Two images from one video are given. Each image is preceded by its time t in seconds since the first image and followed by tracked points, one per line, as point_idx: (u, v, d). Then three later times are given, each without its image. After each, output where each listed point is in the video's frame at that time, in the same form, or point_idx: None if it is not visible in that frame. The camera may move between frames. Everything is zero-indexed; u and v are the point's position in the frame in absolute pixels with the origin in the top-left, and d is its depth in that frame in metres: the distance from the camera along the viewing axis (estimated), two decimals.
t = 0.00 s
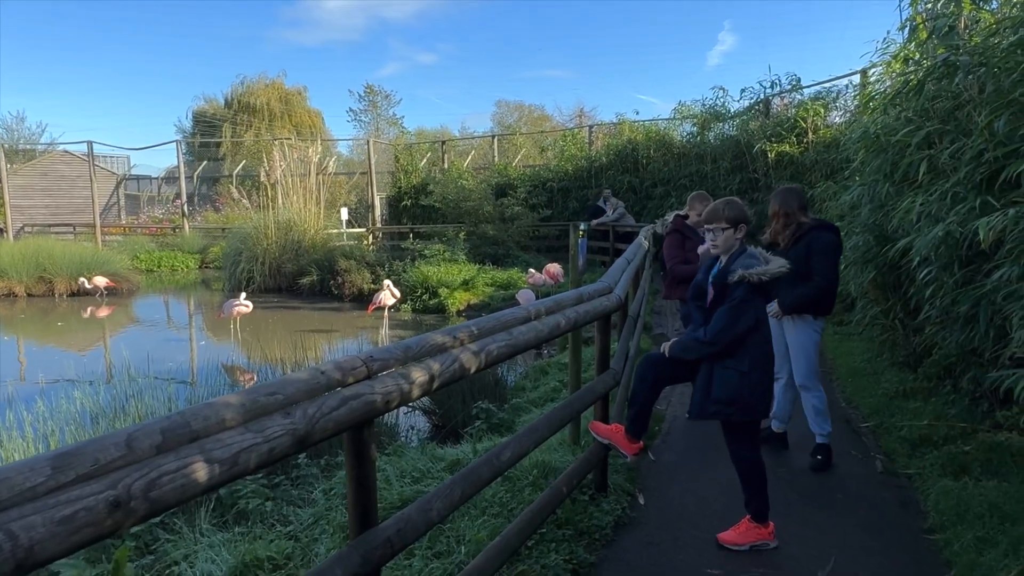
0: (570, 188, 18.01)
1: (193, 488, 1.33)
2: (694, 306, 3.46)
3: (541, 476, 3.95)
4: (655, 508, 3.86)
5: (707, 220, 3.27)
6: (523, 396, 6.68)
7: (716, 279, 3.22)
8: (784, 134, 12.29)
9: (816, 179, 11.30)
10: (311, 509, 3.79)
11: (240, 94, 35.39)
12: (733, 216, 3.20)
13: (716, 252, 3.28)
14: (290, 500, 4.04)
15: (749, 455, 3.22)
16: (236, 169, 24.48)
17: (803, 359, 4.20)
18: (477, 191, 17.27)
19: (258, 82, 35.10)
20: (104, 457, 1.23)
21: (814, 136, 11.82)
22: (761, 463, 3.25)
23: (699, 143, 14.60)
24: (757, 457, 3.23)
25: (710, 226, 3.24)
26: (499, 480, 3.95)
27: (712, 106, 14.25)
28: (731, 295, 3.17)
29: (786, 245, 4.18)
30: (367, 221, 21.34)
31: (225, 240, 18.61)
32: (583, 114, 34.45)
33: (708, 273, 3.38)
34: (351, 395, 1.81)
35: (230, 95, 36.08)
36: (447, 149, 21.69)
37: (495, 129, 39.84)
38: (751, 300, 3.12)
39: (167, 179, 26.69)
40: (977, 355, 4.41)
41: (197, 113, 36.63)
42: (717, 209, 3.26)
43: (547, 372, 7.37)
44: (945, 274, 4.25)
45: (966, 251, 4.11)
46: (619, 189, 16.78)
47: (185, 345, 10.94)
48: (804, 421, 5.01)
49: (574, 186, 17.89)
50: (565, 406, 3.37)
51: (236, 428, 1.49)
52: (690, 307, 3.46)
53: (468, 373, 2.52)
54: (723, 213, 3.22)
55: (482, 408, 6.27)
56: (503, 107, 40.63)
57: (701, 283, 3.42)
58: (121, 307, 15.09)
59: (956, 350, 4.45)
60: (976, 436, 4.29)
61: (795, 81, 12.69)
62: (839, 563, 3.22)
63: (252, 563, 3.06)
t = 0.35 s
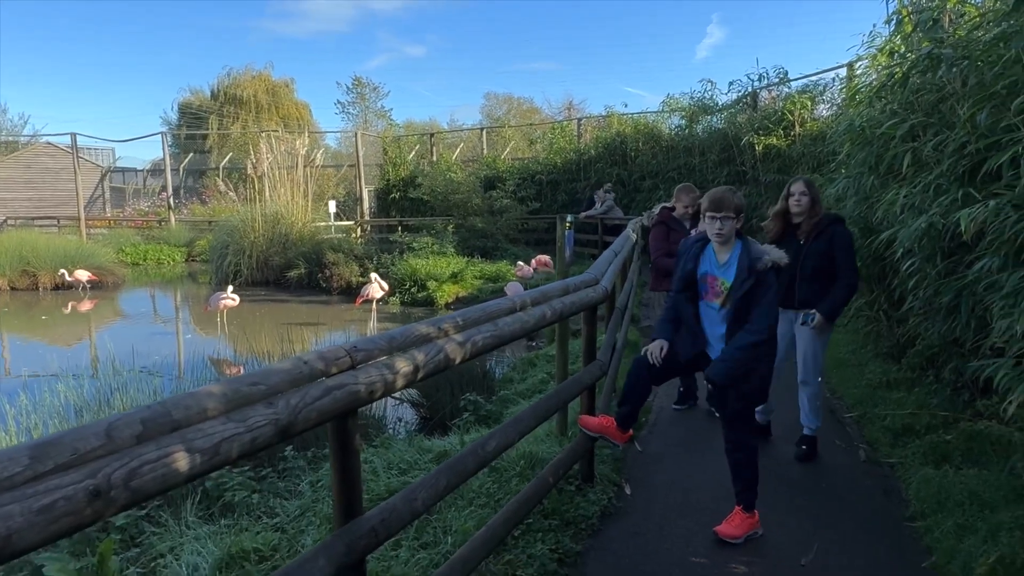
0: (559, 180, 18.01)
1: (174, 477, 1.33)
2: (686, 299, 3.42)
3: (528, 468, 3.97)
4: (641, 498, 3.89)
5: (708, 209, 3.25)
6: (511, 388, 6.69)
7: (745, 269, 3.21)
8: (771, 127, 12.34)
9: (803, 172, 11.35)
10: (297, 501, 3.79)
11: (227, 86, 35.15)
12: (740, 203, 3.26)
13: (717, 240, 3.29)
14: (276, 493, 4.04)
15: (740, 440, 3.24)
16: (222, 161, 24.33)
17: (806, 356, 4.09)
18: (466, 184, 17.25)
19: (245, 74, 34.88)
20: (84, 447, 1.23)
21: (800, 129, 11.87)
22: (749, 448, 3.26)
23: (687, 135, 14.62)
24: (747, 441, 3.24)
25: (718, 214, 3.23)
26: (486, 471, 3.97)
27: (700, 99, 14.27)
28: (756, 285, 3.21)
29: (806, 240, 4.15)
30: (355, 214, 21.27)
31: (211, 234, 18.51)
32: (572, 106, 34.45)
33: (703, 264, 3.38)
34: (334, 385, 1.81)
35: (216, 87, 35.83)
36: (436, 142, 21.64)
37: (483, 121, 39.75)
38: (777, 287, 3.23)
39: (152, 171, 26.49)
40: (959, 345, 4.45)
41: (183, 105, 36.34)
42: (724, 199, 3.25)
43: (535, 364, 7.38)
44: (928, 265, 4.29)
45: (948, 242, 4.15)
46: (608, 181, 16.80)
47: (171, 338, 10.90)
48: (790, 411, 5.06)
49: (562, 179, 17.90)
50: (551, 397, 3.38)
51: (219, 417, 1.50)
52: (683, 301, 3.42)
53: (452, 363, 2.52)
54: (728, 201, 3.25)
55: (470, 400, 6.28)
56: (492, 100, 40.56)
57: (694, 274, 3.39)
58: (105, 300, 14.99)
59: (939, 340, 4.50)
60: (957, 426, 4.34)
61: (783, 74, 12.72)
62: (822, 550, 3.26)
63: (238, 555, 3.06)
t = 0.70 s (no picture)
0: (543, 175, 18.02)
1: (146, 471, 1.32)
2: (676, 295, 3.33)
3: (510, 461, 3.99)
4: (623, 490, 3.91)
5: (695, 201, 3.21)
6: (494, 382, 6.70)
7: (750, 257, 3.18)
8: (752, 123, 12.40)
9: (784, 166, 11.42)
10: (278, 496, 3.78)
11: (207, 80, 34.86)
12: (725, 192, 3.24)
13: (703, 232, 3.26)
14: (258, 488, 4.04)
15: (729, 434, 3.27)
16: (203, 156, 24.15)
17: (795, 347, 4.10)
18: (449, 179, 17.23)
19: (225, 68, 34.59)
20: (53, 441, 1.22)
21: (782, 124, 11.94)
22: (734, 441, 3.29)
23: (670, 131, 14.66)
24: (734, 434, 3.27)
25: (705, 205, 3.19)
26: (468, 464, 3.97)
27: (683, 94, 14.32)
28: (758, 272, 3.20)
29: (793, 236, 4.11)
30: (338, 209, 21.19)
31: (192, 229, 18.37)
32: (556, 101, 34.46)
33: (692, 258, 3.32)
34: (311, 378, 1.82)
35: (196, 81, 35.52)
36: (419, 137, 21.59)
37: (467, 116, 39.66)
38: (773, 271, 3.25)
39: (132, 167, 26.24)
40: (935, 337, 4.50)
41: (162, 98, 35.99)
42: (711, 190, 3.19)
43: (518, 358, 7.40)
44: (905, 258, 4.34)
45: (924, 235, 4.21)
46: (592, 176, 16.84)
47: (150, 335, 10.82)
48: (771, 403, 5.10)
49: (546, 173, 17.92)
50: (533, 389, 3.40)
51: (192, 411, 1.49)
52: (676, 298, 3.32)
53: (432, 356, 2.53)
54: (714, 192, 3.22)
55: (453, 394, 6.28)
56: (476, 95, 40.50)
57: (684, 269, 3.32)
58: (84, 297, 14.85)
59: (916, 333, 4.56)
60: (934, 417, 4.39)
61: (764, 69, 12.79)
62: (799, 540, 3.29)
63: (217, 551, 3.06)
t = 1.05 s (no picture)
0: (524, 174, 18.03)
1: (118, 472, 1.31)
2: (641, 294, 3.35)
3: (491, 459, 3.99)
4: (603, 487, 3.93)
5: (645, 203, 3.23)
6: (475, 380, 6.69)
7: (709, 256, 3.22)
8: (731, 122, 12.47)
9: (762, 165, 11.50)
10: (256, 497, 3.75)
11: (184, 78, 34.52)
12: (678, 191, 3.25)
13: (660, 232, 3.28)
14: (236, 489, 4.00)
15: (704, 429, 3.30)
16: (180, 154, 23.91)
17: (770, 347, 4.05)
18: (430, 178, 17.20)
19: (203, 65, 34.28)
20: (21, 443, 1.21)
21: (760, 123, 12.02)
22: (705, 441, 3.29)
23: (650, 130, 14.72)
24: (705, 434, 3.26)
25: (653, 208, 3.21)
26: (449, 463, 3.97)
27: (663, 94, 14.39)
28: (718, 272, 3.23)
29: (762, 233, 4.08)
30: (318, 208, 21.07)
31: (168, 229, 18.17)
32: (537, 100, 34.50)
33: (655, 257, 3.34)
34: (287, 377, 1.81)
35: (173, 79, 35.15)
36: (399, 135, 21.52)
37: (448, 115, 39.60)
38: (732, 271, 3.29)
39: (107, 165, 25.92)
40: (909, 333, 4.56)
41: (138, 96, 35.59)
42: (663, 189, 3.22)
43: (499, 357, 7.40)
44: (879, 255, 4.40)
45: (898, 233, 4.26)
46: (572, 175, 16.87)
47: (127, 336, 10.70)
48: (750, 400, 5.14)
49: (527, 172, 17.93)
50: (513, 388, 3.40)
51: (166, 411, 1.48)
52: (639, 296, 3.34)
53: (411, 354, 2.53)
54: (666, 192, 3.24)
55: (434, 393, 6.27)
56: (457, 93, 40.46)
57: (648, 268, 3.35)
58: (58, 297, 14.65)
59: (890, 329, 4.62)
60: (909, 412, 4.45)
61: (743, 69, 12.87)
62: (776, 535, 3.32)
63: (194, 553, 3.03)
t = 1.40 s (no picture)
0: (505, 174, 18.03)
1: (86, 476, 1.30)
2: (616, 295, 3.35)
3: (471, 459, 3.98)
4: (584, 486, 3.93)
5: (630, 199, 3.23)
6: (456, 381, 6.68)
7: (683, 259, 3.20)
8: (711, 122, 12.52)
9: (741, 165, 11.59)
10: (233, 501, 3.71)
11: (160, 77, 34.18)
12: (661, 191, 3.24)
13: (641, 231, 3.27)
14: (214, 493, 3.96)
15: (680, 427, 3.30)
16: (157, 155, 23.66)
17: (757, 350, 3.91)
18: (411, 178, 17.16)
19: (179, 64, 33.92)
20: None
21: (738, 124, 12.10)
22: (677, 444, 3.28)
23: (630, 130, 14.78)
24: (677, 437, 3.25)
25: (639, 204, 3.20)
26: (430, 464, 3.95)
27: (643, 94, 14.46)
28: (691, 277, 3.21)
29: (754, 234, 3.92)
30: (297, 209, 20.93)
31: (145, 229, 17.97)
32: (518, 100, 34.54)
33: (633, 258, 3.35)
34: (263, 379, 1.79)
35: (149, 78, 34.79)
36: (379, 136, 21.45)
37: (429, 115, 39.53)
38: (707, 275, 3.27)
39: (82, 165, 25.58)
40: (885, 331, 4.61)
41: (114, 95, 35.17)
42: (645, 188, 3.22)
43: (480, 357, 7.39)
44: (856, 254, 4.44)
45: (873, 232, 4.31)
46: (554, 175, 16.91)
47: (102, 338, 10.57)
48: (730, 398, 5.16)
49: (508, 172, 17.93)
50: (493, 388, 3.39)
51: (137, 414, 1.47)
52: (614, 298, 3.34)
53: (389, 354, 2.51)
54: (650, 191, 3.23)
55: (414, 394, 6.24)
56: (438, 93, 40.42)
57: (625, 269, 3.35)
58: (32, 299, 14.44)
59: (867, 326, 4.66)
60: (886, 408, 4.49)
61: (722, 70, 12.96)
62: (755, 532, 3.33)
63: (170, 559, 2.99)
